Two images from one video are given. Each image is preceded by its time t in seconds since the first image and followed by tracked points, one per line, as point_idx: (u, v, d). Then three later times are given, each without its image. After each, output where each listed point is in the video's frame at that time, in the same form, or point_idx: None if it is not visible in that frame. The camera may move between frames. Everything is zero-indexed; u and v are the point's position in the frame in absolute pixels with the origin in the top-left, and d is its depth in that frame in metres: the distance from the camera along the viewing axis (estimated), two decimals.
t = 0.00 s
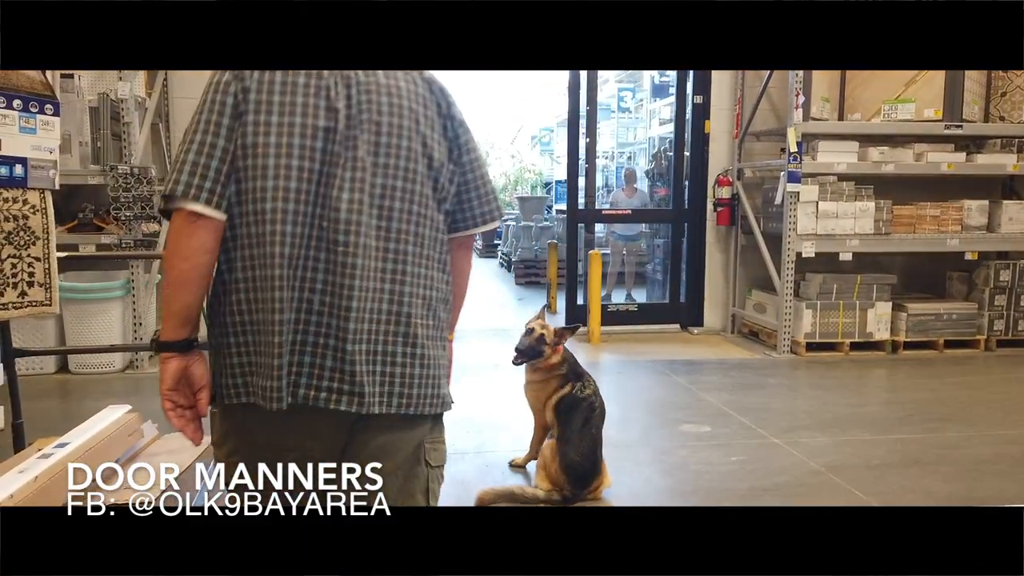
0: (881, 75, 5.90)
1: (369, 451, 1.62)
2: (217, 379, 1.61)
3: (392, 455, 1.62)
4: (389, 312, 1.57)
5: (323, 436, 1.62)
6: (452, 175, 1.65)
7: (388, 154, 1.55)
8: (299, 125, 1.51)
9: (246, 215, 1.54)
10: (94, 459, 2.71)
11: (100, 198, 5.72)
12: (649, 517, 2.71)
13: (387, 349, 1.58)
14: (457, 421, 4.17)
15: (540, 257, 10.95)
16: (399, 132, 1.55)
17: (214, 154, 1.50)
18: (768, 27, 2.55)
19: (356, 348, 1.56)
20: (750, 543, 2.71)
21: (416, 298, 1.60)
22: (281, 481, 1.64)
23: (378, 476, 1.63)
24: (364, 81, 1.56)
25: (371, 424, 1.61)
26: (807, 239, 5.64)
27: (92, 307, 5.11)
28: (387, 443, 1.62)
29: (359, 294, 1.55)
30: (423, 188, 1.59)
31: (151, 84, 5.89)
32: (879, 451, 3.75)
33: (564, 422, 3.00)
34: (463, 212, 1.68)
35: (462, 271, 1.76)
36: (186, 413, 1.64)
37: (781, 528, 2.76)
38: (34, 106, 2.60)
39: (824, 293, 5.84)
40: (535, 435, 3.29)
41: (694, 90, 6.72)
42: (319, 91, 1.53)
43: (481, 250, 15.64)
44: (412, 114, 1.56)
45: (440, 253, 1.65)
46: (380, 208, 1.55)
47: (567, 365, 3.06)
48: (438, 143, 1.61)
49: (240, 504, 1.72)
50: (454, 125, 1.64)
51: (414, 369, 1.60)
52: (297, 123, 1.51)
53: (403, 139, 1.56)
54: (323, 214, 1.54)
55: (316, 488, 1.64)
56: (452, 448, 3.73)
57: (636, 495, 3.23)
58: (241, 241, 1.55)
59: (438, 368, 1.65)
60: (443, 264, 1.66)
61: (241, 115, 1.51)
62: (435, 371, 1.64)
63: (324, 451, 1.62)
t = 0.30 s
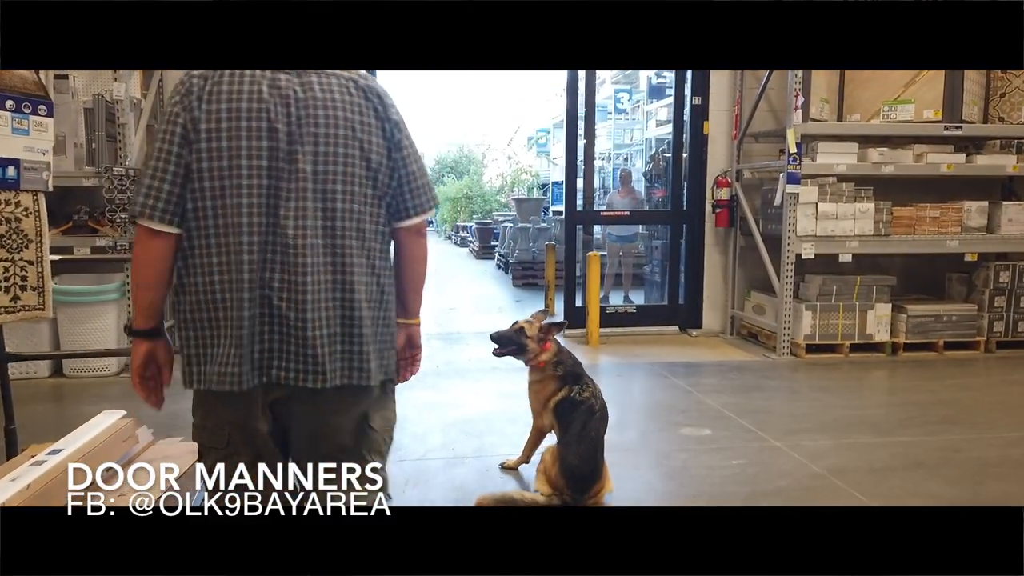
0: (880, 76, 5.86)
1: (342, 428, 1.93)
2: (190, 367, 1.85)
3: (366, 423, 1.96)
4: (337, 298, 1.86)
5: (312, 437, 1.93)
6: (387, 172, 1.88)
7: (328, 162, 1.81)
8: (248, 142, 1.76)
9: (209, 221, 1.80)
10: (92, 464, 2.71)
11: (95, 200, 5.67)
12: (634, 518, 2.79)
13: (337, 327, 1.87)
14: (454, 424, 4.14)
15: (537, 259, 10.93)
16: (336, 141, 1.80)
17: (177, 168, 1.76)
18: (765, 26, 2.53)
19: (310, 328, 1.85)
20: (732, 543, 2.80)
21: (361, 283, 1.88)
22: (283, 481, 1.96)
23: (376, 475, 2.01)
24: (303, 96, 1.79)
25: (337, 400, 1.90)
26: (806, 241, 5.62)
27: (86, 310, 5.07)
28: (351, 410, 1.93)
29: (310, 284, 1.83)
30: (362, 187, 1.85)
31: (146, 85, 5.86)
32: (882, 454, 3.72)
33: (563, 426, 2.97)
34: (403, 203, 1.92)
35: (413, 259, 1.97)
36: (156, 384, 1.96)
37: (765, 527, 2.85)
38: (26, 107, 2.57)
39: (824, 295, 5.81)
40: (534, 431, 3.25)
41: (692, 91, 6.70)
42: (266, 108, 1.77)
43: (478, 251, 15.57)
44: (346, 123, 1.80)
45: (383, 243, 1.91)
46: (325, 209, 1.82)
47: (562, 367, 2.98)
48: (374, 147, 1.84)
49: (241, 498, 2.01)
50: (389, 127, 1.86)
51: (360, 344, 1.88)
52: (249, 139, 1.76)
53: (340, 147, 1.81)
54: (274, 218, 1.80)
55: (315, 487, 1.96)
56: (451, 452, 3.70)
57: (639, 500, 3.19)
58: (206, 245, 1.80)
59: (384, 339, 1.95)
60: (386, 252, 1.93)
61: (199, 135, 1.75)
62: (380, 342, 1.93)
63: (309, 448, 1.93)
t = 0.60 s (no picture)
0: (874, 77, 5.84)
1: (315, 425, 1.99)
2: (161, 358, 1.96)
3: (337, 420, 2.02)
4: (300, 293, 1.94)
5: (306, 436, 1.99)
6: (352, 174, 1.96)
7: (293, 163, 1.90)
8: (216, 146, 1.87)
9: (180, 219, 1.91)
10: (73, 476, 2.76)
11: (84, 203, 5.61)
12: (624, 518, 2.87)
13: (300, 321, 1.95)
14: (446, 429, 4.10)
15: (532, 261, 10.89)
16: (300, 145, 1.89)
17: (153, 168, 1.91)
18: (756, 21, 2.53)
19: (273, 320, 1.93)
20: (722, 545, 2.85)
21: (324, 279, 1.96)
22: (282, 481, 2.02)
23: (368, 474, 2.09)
24: (269, 102, 1.88)
25: (308, 395, 1.98)
26: (801, 242, 5.60)
27: (75, 314, 5.01)
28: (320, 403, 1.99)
29: (274, 280, 1.91)
30: (326, 188, 1.93)
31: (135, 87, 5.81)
32: (878, 457, 3.69)
33: (557, 428, 2.92)
34: (369, 203, 1.98)
35: (378, 260, 2.02)
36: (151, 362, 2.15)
37: (754, 530, 2.90)
38: (6, 109, 2.51)
39: (818, 296, 5.78)
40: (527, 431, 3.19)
41: (686, 91, 6.67)
42: (231, 113, 1.87)
43: (473, 253, 15.51)
44: (310, 126, 1.89)
45: (347, 241, 1.99)
46: (289, 208, 1.91)
47: (556, 364, 2.94)
48: (337, 149, 1.93)
49: (240, 505, 2.04)
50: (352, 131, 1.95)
51: (322, 337, 1.96)
52: (215, 141, 1.87)
53: (303, 149, 1.90)
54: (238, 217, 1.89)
55: (315, 487, 2.01)
56: (442, 457, 3.67)
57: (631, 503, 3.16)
58: (178, 241, 1.92)
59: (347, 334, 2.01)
60: (351, 250, 2.00)
61: (172, 137, 1.88)
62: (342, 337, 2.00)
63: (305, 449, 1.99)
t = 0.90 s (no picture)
0: (865, 75, 5.87)
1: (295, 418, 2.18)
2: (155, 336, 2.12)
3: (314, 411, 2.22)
4: (280, 291, 2.09)
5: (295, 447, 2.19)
6: (335, 186, 2.13)
7: (284, 171, 2.06)
8: (210, 151, 2.04)
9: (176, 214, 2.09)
10: (44, 486, 2.74)
11: (67, 205, 5.55)
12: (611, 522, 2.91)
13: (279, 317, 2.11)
14: (432, 432, 4.06)
15: (525, 261, 10.86)
16: (288, 156, 2.06)
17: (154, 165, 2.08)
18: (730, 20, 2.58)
19: (253, 314, 2.08)
20: (705, 552, 2.83)
21: (302, 280, 2.12)
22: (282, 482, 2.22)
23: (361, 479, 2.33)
24: (262, 117, 2.05)
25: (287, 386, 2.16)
26: (792, 242, 5.56)
27: (59, 317, 4.96)
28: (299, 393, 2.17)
29: (254, 278, 2.07)
30: (310, 197, 2.09)
31: (120, 87, 5.75)
32: (866, 459, 3.67)
33: (540, 434, 2.87)
34: (349, 215, 2.15)
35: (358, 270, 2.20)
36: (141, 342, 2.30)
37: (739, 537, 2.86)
38: None
39: (809, 296, 5.76)
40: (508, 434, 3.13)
41: (677, 91, 6.62)
42: (227, 124, 2.03)
43: (467, 254, 15.46)
44: (299, 141, 2.06)
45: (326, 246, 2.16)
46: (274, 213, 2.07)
47: (540, 367, 2.89)
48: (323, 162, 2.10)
49: (239, 502, 2.24)
50: (339, 148, 2.12)
51: (297, 333, 2.12)
52: (210, 146, 2.04)
53: (290, 161, 2.06)
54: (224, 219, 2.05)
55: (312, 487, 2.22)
56: (427, 461, 3.62)
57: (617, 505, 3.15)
58: (172, 235, 2.08)
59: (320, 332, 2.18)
60: (329, 255, 2.17)
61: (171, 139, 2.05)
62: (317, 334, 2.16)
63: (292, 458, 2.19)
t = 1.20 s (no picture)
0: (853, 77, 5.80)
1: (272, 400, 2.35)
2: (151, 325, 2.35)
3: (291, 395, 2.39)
4: (258, 278, 2.30)
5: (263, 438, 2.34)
6: (308, 182, 2.34)
7: (260, 172, 2.28)
8: (192, 151, 2.27)
9: (164, 211, 2.31)
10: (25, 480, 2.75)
11: (49, 207, 5.49)
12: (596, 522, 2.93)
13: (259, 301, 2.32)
14: (416, 436, 4.01)
15: (517, 262, 10.82)
16: (262, 154, 2.26)
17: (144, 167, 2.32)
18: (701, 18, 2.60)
19: (233, 300, 2.30)
20: (686, 557, 2.80)
21: (279, 268, 2.32)
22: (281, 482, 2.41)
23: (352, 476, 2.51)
24: (240, 120, 2.27)
25: (266, 367, 2.34)
26: (781, 242, 5.53)
27: (39, 320, 4.90)
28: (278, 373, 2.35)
29: (236, 267, 2.29)
30: (284, 192, 2.30)
31: (104, 88, 5.71)
32: (852, 462, 3.62)
33: (514, 438, 2.85)
34: (323, 209, 2.38)
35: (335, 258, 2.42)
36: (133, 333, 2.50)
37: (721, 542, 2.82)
38: None
39: (799, 297, 5.72)
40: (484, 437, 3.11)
41: (667, 91, 6.59)
42: (207, 126, 2.26)
43: (461, 255, 15.40)
44: (272, 141, 2.27)
45: (302, 236, 2.37)
46: (251, 208, 2.27)
47: (511, 370, 2.86)
48: (295, 159, 2.32)
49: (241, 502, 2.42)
50: (312, 147, 2.34)
51: (276, 317, 2.31)
52: (193, 147, 2.26)
53: (265, 158, 2.28)
54: (207, 213, 2.28)
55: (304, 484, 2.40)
56: (408, 466, 3.57)
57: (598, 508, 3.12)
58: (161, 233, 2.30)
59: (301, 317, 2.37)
60: (305, 245, 2.38)
61: (159, 143, 2.29)
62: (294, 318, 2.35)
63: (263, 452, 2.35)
